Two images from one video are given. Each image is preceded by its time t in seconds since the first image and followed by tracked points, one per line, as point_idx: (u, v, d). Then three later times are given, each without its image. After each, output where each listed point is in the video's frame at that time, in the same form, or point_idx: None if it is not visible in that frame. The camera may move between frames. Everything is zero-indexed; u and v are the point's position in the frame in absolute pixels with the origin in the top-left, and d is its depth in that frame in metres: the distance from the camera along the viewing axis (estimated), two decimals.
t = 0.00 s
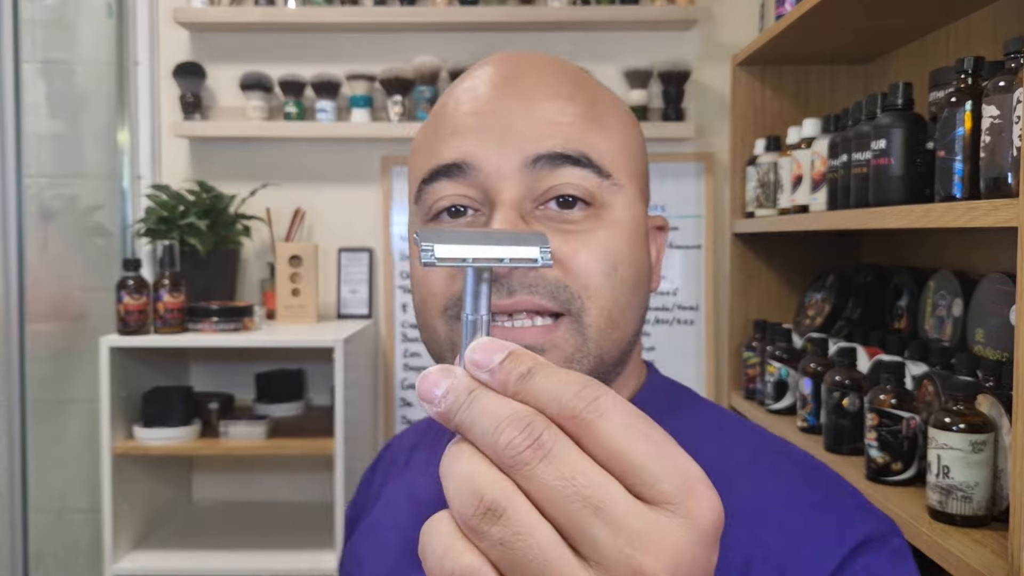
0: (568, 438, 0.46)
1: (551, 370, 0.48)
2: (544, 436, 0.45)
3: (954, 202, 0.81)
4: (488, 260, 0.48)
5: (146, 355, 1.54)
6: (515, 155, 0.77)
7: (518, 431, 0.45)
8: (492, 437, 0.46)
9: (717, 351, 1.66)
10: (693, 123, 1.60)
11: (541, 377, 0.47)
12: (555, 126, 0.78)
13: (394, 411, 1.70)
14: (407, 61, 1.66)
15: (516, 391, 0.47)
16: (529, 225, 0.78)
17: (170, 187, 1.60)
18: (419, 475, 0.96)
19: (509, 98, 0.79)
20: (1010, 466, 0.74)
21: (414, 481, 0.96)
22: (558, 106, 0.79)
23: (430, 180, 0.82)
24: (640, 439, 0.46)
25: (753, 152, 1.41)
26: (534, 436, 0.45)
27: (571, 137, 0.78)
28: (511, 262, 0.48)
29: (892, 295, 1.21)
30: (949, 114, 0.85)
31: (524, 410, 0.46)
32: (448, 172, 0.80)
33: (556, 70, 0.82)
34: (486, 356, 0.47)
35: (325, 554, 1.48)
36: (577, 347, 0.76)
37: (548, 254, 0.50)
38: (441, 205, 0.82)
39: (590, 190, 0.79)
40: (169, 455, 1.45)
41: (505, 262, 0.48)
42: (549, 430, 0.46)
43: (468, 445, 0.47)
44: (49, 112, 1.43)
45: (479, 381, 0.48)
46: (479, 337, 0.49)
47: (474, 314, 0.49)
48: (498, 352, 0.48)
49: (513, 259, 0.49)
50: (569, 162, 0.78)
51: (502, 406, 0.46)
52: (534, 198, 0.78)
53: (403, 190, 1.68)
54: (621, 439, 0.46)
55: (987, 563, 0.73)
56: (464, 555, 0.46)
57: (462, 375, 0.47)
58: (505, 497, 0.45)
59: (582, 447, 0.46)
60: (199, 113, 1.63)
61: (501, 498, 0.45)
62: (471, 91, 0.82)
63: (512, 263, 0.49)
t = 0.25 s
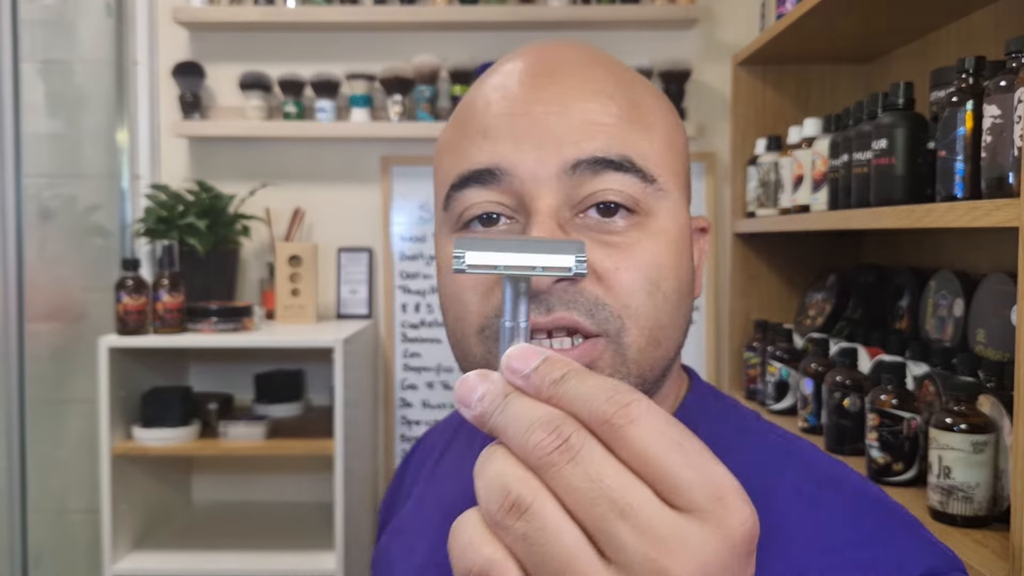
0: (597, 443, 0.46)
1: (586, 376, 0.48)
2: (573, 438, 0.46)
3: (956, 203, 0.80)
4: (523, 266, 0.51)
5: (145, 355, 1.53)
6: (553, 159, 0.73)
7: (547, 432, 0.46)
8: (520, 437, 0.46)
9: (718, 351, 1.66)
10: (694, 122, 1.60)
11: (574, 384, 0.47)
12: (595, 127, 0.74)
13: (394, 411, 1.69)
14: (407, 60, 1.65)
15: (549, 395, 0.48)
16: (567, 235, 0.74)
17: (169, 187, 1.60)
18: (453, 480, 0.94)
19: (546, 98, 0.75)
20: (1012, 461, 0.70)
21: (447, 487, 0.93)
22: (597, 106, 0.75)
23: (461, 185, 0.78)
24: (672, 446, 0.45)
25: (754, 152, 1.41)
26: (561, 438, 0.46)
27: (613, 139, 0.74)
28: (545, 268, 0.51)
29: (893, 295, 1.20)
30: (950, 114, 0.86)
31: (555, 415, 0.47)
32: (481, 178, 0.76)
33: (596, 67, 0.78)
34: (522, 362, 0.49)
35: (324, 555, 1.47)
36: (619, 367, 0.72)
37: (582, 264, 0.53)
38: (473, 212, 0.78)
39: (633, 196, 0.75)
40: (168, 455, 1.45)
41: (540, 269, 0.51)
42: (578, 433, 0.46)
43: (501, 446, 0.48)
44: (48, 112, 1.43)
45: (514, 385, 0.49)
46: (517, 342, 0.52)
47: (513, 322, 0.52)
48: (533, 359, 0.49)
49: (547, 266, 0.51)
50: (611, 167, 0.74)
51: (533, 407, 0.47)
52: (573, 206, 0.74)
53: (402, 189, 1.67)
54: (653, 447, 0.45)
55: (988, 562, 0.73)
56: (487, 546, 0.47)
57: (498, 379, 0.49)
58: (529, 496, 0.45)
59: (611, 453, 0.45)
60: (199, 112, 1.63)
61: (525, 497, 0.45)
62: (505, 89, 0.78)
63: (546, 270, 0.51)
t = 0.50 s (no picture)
0: (629, 442, 0.47)
1: (602, 375, 0.49)
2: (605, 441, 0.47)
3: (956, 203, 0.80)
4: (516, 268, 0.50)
5: (145, 355, 1.53)
6: (569, 154, 0.89)
7: (578, 437, 0.47)
8: (550, 439, 0.47)
9: (719, 351, 1.66)
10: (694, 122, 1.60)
11: (593, 380, 0.48)
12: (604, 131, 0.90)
13: (394, 411, 1.69)
14: (406, 60, 1.65)
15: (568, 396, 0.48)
16: (578, 218, 0.89)
17: (169, 186, 1.59)
18: (438, 472, 0.98)
19: (561, 106, 0.91)
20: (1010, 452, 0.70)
21: (432, 478, 0.97)
22: (606, 109, 0.92)
23: (482, 173, 0.92)
24: (702, 444, 0.47)
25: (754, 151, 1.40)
26: (592, 442, 0.47)
27: (618, 139, 0.91)
28: (536, 269, 0.50)
29: (894, 295, 1.20)
30: (951, 114, 0.86)
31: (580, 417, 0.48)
32: (501, 165, 0.91)
33: (603, 83, 0.94)
34: (532, 358, 0.48)
35: (324, 555, 1.47)
36: (617, 330, 0.89)
37: (576, 264, 0.50)
38: (490, 196, 0.92)
39: (635, 187, 0.91)
40: (168, 456, 1.44)
41: (531, 270, 0.50)
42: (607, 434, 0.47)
43: (522, 451, 0.49)
44: (47, 112, 1.43)
45: (525, 386, 0.49)
46: (520, 339, 0.51)
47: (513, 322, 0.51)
48: (543, 357, 0.48)
49: (538, 267, 0.50)
50: (618, 161, 0.90)
51: (556, 412, 0.48)
52: (583, 193, 0.90)
53: (402, 189, 1.67)
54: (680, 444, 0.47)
55: (988, 563, 0.73)
56: (532, 562, 0.47)
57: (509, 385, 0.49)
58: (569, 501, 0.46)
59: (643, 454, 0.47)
60: (198, 112, 1.63)
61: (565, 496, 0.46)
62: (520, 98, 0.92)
63: (539, 271, 0.50)
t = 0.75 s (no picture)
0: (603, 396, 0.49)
1: (582, 342, 0.50)
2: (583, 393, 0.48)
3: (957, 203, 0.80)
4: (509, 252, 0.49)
5: (146, 355, 1.53)
6: (523, 155, 0.92)
7: (561, 389, 0.48)
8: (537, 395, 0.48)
9: (719, 351, 1.65)
10: (694, 122, 1.60)
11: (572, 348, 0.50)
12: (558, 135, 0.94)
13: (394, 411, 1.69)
14: (406, 60, 1.65)
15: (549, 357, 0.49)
16: (533, 213, 0.92)
17: (169, 186, 1.59)
18: (396, 457, 1.01)
19: (517, 110, 0.94)
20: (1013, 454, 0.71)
21: (391, 465, 1.00)
22: (558, 116, 0.95)
23: (447, 172, 0.95)
24: (667, 394, 0.49)
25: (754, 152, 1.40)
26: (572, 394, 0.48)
27: (567, 142, 0.94)
28: (528, 252, 0.49)
29: (894, 295, 1.20)
30: (951, 114, 0.86)
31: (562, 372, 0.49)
32: (465, 165, 0.94)
33: (552, 91, 0.97)
34: (520, 330, 0.50)
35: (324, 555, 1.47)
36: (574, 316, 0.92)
37: (562, 246, 0.50)
38: (453, 194, 0.95)
39: (583, 187, 0.95)
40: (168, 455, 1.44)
41: (523, 253, 0.49)
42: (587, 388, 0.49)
43: (509, 405, 0.50)
44: (48, 112, 1.43)
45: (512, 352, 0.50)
46: (506, 317, 0.51)
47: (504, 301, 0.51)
48: (528, 329, 0.50)
49: (529, 249, 0.49)
50: (567, 164, 0.93)
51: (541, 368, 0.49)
52: (537, 191, 0.93)
53: (402, 189, 1.67)
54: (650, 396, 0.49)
55: (989, 564, 0.73)
56: (525, 493, 0.48)
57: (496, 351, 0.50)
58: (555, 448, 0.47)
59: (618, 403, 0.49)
60: (198, 112, 1.63)
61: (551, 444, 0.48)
62: (481, 102, 0.95)
63: (530, 254, 0.49)
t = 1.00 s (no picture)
0: (553, 393, 0.51)
1: (532, 349, 0.52)
2: (532, 392, 0.50)
3: (956, 203, 0.80)
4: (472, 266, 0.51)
5: (146, 356, 1.53)
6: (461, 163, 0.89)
7: (512, 389, 0.50)
8: (491, 396, 0.50)
9: (719, 351, 1.66)
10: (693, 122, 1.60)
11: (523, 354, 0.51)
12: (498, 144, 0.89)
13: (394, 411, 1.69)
14: (407, 60, 1.65)
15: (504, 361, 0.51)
16: (466, 218, 0.89)
17: (169, 186, 1.60)
18: (366, 448, 1.00)
19: (458, 117, 0.90)
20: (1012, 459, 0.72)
21: (362, 455, 1.00)
22: (492, 121, 0.90)
23: (390, 182, 0.93)
24: (610, 392, 0.51)
25: (754, 152, 1.41)
26: (523, 394, 0.50)
27: (506, 148, 0.90)
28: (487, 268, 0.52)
29: (893, 295, 1.20)
30: (950, 114, 0.86)
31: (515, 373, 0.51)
32: (404, 174, 0.91)
33: (497, 93, 0.93)
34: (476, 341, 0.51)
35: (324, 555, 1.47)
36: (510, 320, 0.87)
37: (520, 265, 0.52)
38: (397, 206, 0.92)
39: (519, 190, 0.90)
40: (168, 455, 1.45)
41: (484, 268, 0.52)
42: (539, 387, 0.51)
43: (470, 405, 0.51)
44: (48, 112, 1.43)
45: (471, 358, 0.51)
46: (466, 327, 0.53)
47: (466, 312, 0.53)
48: (486, 336, 0.51)
49: (489, 266, 0.51)
50: (501, 169, 0.89)
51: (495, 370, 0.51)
52: (473, 198, 0.90)
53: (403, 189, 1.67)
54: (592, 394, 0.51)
55: (988, 563, 0.73)
56: (486, 482, 0.50)
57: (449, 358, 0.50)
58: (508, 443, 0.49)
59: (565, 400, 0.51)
60: (199, 112, 1.63)
61: (506, 437, 0.50)
62: (426, 112, 0.92)
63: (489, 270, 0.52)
